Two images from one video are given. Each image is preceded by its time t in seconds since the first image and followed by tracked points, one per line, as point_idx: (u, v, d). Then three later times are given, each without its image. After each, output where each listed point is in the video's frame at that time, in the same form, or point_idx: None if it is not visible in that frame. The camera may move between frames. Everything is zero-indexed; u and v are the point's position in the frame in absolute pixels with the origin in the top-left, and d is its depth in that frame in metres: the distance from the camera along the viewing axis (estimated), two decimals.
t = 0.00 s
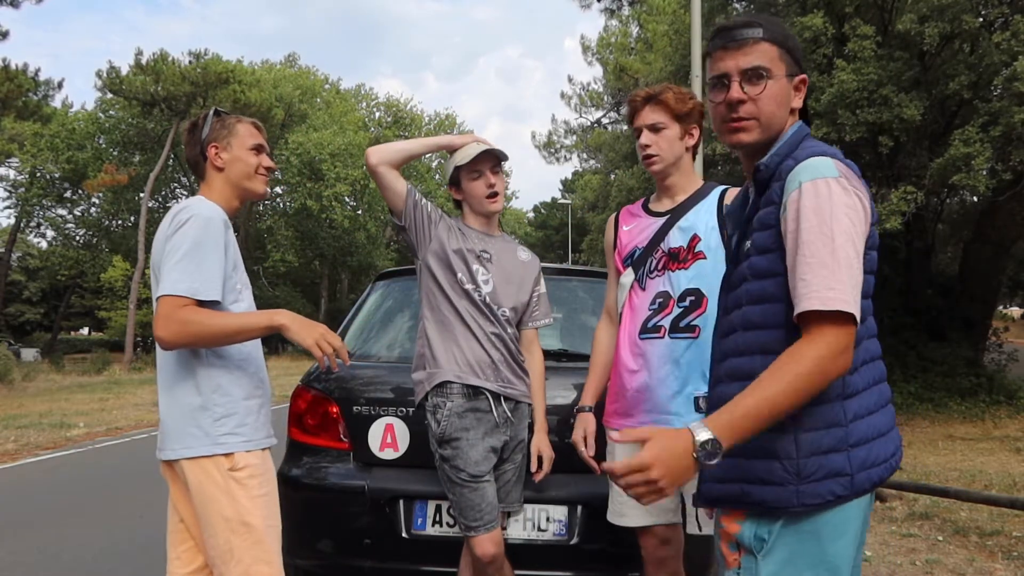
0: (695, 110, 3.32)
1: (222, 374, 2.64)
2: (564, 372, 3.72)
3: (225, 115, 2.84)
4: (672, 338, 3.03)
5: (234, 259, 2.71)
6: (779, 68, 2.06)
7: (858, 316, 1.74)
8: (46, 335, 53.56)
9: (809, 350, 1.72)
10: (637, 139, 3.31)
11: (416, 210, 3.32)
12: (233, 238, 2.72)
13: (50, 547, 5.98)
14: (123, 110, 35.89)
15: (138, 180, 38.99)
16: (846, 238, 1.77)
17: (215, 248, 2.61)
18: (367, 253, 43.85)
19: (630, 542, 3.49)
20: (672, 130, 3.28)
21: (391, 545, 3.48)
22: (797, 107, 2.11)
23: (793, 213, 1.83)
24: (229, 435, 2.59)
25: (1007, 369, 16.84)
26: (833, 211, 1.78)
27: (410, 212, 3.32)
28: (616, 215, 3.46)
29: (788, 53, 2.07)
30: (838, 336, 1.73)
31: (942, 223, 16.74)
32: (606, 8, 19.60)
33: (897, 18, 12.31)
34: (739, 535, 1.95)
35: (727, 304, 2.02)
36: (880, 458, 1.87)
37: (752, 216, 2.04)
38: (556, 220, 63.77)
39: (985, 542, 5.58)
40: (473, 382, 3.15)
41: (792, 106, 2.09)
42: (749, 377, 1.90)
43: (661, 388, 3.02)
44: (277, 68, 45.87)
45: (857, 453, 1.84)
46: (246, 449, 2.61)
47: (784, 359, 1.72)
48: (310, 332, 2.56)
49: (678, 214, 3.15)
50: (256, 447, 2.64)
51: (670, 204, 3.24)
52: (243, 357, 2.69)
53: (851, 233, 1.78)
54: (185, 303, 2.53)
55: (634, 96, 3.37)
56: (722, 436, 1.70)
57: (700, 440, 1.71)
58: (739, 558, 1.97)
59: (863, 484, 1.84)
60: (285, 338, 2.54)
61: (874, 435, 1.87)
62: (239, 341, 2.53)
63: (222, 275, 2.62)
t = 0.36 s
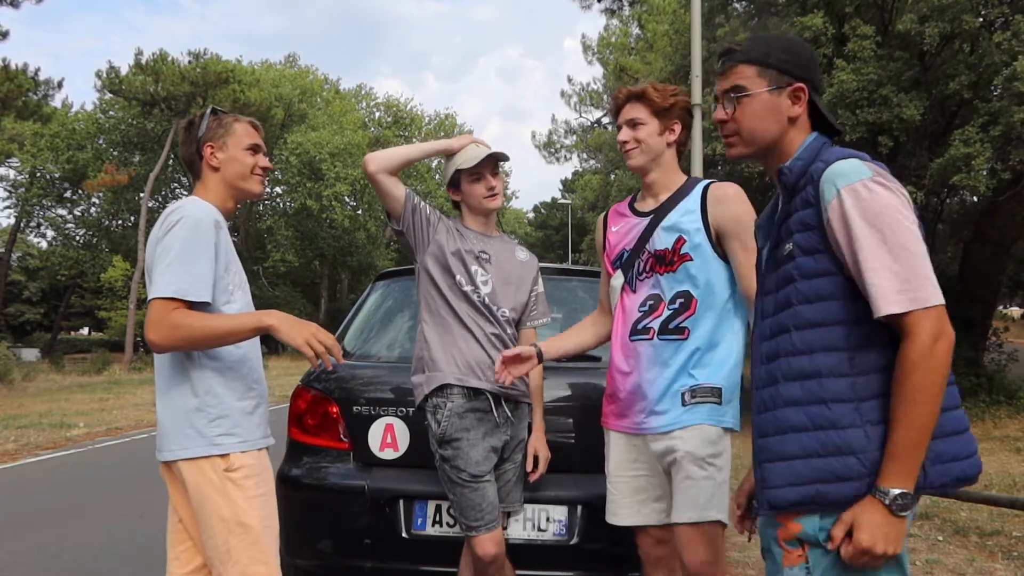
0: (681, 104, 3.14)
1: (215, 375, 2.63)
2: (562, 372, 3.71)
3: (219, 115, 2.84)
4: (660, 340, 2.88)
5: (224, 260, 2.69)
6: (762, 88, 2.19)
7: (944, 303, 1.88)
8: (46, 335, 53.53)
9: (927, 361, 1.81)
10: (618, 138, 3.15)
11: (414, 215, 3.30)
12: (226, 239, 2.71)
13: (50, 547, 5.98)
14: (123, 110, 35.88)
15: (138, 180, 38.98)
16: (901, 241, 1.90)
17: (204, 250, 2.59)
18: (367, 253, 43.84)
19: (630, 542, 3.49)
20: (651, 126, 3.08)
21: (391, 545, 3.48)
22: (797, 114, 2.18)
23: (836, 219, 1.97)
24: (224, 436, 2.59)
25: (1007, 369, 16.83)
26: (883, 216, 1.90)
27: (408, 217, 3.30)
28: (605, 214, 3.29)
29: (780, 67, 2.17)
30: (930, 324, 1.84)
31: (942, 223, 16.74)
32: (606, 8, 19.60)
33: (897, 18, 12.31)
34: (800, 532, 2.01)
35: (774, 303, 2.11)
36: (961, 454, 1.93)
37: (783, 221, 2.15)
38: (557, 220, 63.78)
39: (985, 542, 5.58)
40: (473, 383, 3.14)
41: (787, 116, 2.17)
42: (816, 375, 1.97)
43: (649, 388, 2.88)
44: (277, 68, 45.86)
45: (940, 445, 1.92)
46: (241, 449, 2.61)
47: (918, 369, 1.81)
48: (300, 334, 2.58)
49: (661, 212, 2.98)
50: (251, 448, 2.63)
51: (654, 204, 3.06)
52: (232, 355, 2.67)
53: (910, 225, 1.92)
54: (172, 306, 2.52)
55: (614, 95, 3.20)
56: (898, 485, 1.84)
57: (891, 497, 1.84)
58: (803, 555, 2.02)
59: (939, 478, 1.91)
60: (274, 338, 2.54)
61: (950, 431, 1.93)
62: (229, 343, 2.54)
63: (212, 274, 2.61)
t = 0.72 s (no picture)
0: (672, 92, 2.89)
1: (228, 373, 2.64)
2: (562, 372, 3.71)
3: (220, 115, 2.83)
4: (642, 348, 2.66)
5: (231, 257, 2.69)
6: (773, 97, 2.24)
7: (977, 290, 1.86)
8: (46, 335, 53.53)
9: (965, 334, 1.81)
10: (609, 134, 2.92)
11: (414, 215, 3.30)
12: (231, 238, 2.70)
13: (50, 547, 5.98)
14: (123, 110, 35.89)
15: (138, 180, 38.98)
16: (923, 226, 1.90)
17: (213, 249, 2.59)
18: (366, 253, 43.84)
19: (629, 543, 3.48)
20: (644, 119, 2.84)
21: (391, 545, 3.48)
22: (812, 118, 2.20)
23: (871, 208, 1.96)
24: (241, 432, 2.59)
25: (1007, 369, 16.84)
26: (900, 203, 1.93)
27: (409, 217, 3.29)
28: (606, 213, 3.05)
29: (796, 74, 2.21)
30: (969, 310, 1.83)
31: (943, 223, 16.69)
32: (607, 9, 19.62)
33: (897, 17, 12.31)
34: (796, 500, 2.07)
35: (789, 301, 2.16)
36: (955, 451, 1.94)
37: (804, 217, 2.18)
38: (557, 219, 63.85)
39: (985, 542, 5.58)
40: (475, 385, 3.14)
41: (803, 119, 2.21)
42: (816, 366, 2.04)
43: (630, 395, 2.66)
44: (277, 68, 45.87)
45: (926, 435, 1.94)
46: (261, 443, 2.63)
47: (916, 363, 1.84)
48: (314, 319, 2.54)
49: (651, 212, 2.72)
50: (268, 442, 2.66)
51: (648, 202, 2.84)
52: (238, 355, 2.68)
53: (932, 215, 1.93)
54: (187, 303, 2.53)
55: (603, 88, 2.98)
56: (875, 449, 1.88)
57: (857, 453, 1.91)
58: (797, 523, 2.07)
59: (925, 464, 1.93)
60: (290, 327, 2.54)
61: (947, 426, 1.95)
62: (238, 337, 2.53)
63: (221, 268, 2.60)
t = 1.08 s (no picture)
0: (676, 70, 2.66)
1: (259, 377, 2.57)
2: (562, 372, 3.70)
3: (245, 114, 2.79)
4: (637, 343, 2.52)
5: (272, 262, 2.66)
6: (782, 96, 2.23)
7: (955, 296, 1.87)
8: (46, 335, 53.54)
9: (928, 337, 1.82)
10: (606, 117, 2.68)
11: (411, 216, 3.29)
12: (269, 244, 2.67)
13: (50, 546, 5.98)
14: (123, 110, 35.91)
15: (138, 180, 38.99)
16: (907, 226, 1.90)
17: (261, 254, 2.57)
18: (366, 252, 43.84)
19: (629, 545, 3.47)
20: (645, 102, 2.61)
21: (391, 545, 3.49)
22: (817, 117, 2.20)
23: (855, 208, 1.98)
24: (274, 437, 2.53)
25: (1007, 368, 16.85)
26: (895, 205, 1.93)
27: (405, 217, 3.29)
28: (590, 192, 2.88)
29: (803, 73, 2.20)
30: (946, 314, 1.84)
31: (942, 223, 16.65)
32: (607, 8, 19.62)
33: (897, 17, 12.31)
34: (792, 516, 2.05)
35: (786, 303, 2.17)
36: (946, 456, 1.94)
37: (802, 217, 2.19)
38: (557, 219, 63.81)
39: (985, 542, 5.58)
40: (480, 387, 3.16)
41: (808, 118, 2.20)
42: (805, 368, 2.05)
43: (623, 392, 2.55)
44: (277, 68, 45.89)
45: (914, 439, 1.93)
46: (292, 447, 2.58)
47: (899, 380, 1.83)
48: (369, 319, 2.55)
49: (651, 201, 2.56)
50: (298, 447, 2.61)
51: (645, 189, 2.64)
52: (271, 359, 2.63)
53: (917, 219, 1.92)
54: (247, 314, 2.50)
55: (599, 64, 2.72)
56: (853, 460, 1.89)
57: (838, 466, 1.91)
58: (793, 539, 2.04)
59: (915, 471, 1.93)
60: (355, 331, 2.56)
61: (936, 429, 1.94)
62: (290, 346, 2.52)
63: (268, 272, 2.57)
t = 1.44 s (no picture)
0: (669, 64, 2.57)
1: (310, 379, 2.48)
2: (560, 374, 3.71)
3: (291, 105, 2.71)
4: (631, 344, 2.48)
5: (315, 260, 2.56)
6: (766, 83, 2.23)
7: (903, 310, 1.88)
8: (46, 335, 53.52)
9: (875, 351, 1.84)
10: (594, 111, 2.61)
11: (426, 223, 3.23)
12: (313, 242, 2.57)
13: (50, 546, 5.98)
14: (124, 110, 35.89)
15: (138, 180, 38.98)
16: (856, 235, 1.92)
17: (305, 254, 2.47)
18: (366, 253, 43.85)
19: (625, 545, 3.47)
20: (636, 100, 2.54)
21: (391, 545, 3.53)
22: (795, 105, 2.19)
23: (810, 214, 1.98)
24: (323, 440, 2.44)
25: (1007, 369, 16.85)
26: (849, 212, 1.93)
27: (419, 224, 3.23)
28: (586, 185, 2.84)
29: (785, 62, 2.20)
30: (896, 326, 1.86)
31: (942, 223, 16.64)
32: (607, 8, 19.63)
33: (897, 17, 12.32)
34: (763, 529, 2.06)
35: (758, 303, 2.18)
36: (910, 462, 1.94)
37: (773, 217, 2.20)
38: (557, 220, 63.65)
39: (985, 542, 5.59)
40: (497, 394, 3.15)
41: (786, 107, 2.19)
42: (768, 371, 2.05)
43: (613, 392, 2.50)
44: (276, 67, 45.87)
45: (874, 449, 1.93)
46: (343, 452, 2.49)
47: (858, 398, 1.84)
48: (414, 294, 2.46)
49: (643, 201, 2.51)
50: (348, 450, 2.52)
51: (637, 188, 2.58)
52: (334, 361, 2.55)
53: (869, 229, 1.93)
54: (292, 318, 2.41)
55: (589, 54, 2.64)
56: (817, 479, 1.90)
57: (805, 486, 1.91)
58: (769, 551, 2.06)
59: (878, 481, 1.93)
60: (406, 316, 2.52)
61: (900, 436, 1.94)
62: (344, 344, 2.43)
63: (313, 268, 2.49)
